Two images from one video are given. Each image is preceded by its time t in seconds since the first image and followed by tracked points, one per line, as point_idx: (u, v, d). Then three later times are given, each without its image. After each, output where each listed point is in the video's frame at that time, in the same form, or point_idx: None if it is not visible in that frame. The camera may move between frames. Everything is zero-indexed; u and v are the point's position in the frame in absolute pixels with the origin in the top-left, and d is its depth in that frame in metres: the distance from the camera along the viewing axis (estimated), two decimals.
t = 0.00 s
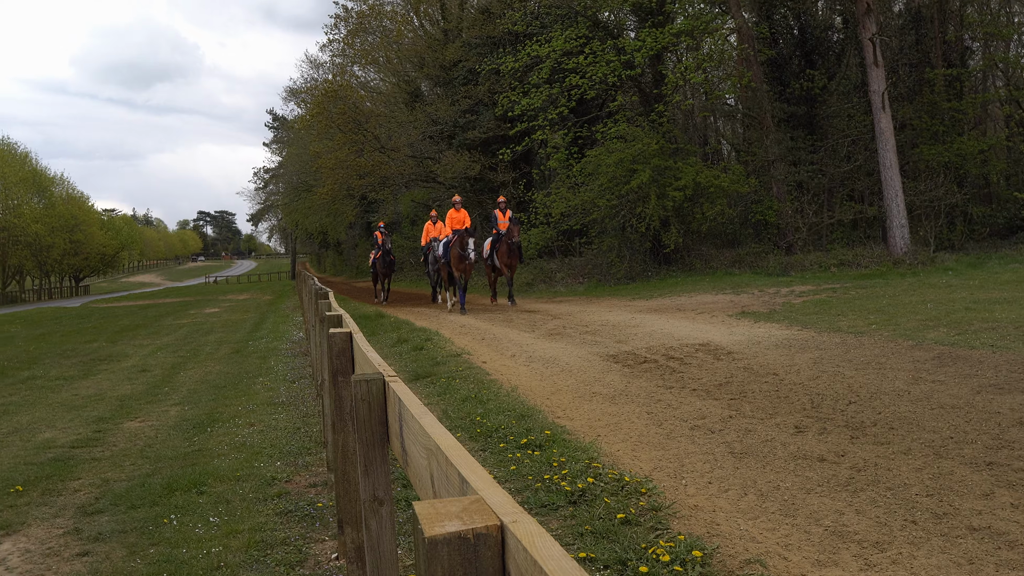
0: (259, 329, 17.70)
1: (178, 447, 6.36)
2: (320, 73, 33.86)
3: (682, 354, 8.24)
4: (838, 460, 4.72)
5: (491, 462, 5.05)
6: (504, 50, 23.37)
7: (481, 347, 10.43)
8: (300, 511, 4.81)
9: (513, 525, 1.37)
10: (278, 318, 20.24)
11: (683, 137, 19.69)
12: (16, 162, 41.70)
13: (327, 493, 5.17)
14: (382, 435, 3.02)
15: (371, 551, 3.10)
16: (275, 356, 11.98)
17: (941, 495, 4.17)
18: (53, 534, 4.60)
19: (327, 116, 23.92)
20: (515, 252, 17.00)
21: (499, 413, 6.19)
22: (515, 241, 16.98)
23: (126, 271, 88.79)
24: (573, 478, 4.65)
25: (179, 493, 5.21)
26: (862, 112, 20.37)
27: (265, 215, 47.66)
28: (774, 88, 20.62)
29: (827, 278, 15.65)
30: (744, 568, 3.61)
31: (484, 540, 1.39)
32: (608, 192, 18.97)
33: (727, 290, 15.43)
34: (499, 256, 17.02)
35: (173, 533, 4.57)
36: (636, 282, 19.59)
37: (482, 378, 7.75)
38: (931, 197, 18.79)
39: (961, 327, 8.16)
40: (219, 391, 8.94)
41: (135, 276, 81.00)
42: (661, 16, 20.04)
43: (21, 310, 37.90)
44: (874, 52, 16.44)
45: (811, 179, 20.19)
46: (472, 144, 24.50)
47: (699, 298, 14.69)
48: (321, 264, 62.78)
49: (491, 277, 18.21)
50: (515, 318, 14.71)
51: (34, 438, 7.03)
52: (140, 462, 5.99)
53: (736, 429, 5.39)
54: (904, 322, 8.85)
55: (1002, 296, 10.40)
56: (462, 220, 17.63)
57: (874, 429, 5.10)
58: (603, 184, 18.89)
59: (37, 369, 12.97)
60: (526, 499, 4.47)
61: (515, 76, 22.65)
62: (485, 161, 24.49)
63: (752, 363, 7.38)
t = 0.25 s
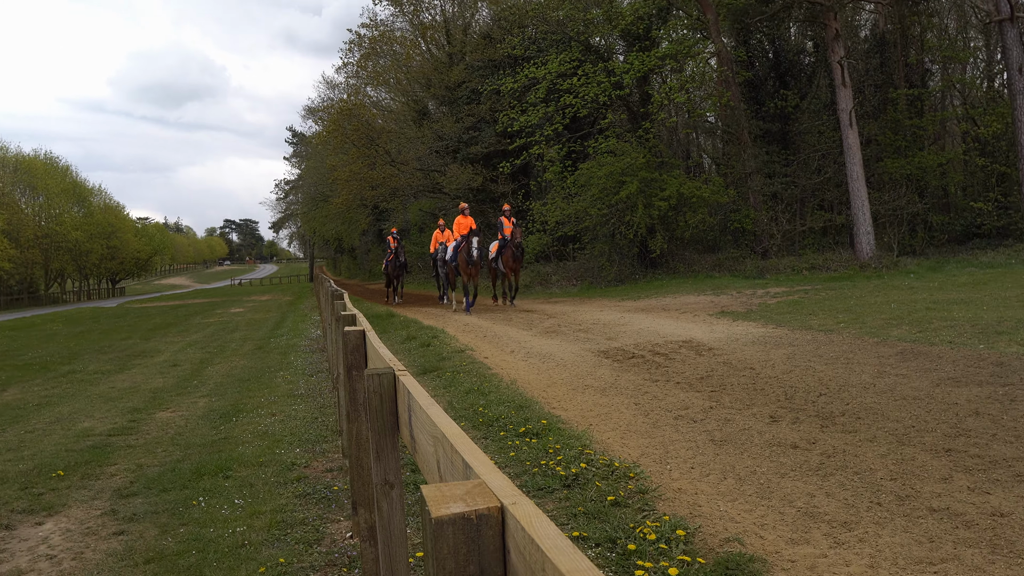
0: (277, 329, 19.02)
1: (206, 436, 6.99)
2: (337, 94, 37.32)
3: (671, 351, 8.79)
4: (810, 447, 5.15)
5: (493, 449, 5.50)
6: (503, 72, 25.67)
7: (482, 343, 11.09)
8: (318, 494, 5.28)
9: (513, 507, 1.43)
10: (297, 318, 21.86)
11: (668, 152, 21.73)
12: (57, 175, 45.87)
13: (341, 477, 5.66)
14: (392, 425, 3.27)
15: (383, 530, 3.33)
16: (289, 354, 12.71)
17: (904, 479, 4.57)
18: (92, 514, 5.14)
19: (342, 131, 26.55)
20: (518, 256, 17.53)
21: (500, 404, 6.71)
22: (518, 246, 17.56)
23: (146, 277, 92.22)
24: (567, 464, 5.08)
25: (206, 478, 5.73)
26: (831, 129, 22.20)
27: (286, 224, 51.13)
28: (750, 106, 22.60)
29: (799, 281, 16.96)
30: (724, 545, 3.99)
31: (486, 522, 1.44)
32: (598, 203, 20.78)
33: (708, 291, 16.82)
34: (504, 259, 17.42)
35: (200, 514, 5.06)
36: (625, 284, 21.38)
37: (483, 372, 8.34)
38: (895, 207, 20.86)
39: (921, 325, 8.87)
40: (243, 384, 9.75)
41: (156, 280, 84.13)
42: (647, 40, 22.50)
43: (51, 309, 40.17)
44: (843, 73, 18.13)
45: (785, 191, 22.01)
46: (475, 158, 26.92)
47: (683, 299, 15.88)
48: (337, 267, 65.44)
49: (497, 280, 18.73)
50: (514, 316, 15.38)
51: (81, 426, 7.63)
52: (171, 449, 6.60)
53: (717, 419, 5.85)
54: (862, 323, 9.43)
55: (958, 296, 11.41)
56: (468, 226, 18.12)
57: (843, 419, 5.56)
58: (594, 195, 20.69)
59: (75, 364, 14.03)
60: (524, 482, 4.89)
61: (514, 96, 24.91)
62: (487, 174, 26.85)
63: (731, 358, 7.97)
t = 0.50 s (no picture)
0: (297, 330, 20.67)
1: (232, 426, 7.70)
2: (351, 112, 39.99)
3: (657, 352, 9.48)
4: (783, 435, 5.65)
5: (494, 438, 6.01)
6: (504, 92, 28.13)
7: (484, 341, 12.02)
8: (334, 478, 5.79)
9: (512, 491, 1.58)
10: (316, 319, 23.77)
11: (654, 166, 23.74)
12: (96, 188, 50.92)
13: (355, 463, 6.19)
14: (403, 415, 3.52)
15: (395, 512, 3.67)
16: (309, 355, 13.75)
17: (870, 465, 5.01)
18: (130, 497, 5.67)
19: (357, 148, 28.81)
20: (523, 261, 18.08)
21: (501, 397, 7.37)
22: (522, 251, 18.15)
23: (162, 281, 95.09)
24: (562, 451, 5.57)
25: (232, 463, 6.31)
26: (803, 144, 24.51)
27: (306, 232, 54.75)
28: (730, 124, 25.10)
29: (774, 284, 18.74)
30: (706, 525, 4.41)
31: (487, 504, 1.58)
32: (590, 212, 22.84)
33: (690, 293, 18.58)
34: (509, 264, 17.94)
35: (227, 497, 5.55)
36: (614, 287, 23.76)
37: (485, 368, 9.16)
38: (862, 216, 23.26)
39: (885, 323, 9.86)
40: (264, 379, 10.94)
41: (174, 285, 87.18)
42: (635, 64, 23.99)
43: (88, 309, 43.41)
44: (814, 94, 19.77)
45: (761, 201, 24.39)
46: (478, 171, 29.34)
47: (668, 300, 17.55)
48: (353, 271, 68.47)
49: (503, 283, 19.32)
50: (514, 317, 16.34)
51: (116, 416, 8.47)
52: (200, 438, 7.26)
53: (698, 410, 6.44)
54: (829, 322, 10.53)
55: (920, 297, 12.70)
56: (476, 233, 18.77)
57: (814, 409, 6.13)
58: (586, 205, 22.76)
59: (116, 359, 15.50)
60: (523, 468, 5.36)
61: (514, 114, 27.00)
62: (489, 186, 29.20)
63: (711, 355, 8.83)
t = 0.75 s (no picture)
0: (316, 328, 22.24)
1: (260, 413, 9.07)
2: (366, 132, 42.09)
3: (645, 352, 10.65)
4: (756, 422, 6.34)
5: (496, 425, 6.71)
6: (505, 114, 29.68)
7: (488, 338, 13.30)
8: (352, 461, 6.50)
9: (513, 473, 1.62)
10: (333, 318, 25.39)
11: (640, 181, 25.28)
12: (135, 201, 55.44)
13: (370, 447, 6.95)
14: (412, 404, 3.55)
15: (404, 491, 3.57)
16: (329, 354, 14.83)
17: (835, 449, 5.56)
18: (168, 476, 6.44)
19: (371, 164, 30.91)
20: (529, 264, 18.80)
21: (503, 388, 8.32)
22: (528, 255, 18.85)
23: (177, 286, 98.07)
24: (557, 436, 6.22)
25: (259, 448, 7.13)
26: (774, 161, 26.66)
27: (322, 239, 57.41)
28: (707, 142, 27.28)
29: (750, 285, 20.61)
30: (686, 503, 4.85)
31: (489, 486, 1.63)
32: (583, 221, 24.36)
33: (673, 294, 20.24)
34: (515, 268, 18.64)
35: (255, 477, 6.25)
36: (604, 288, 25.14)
37: (488, 361, 10.30)
38: (826, 225, 26.09)
39: (845, 324, 11.56)
40: (289, 371, 12.77)
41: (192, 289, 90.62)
42: (622, 88, 26.02)
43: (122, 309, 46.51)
44: (783, 115, 21.84)
45: (736, 211, 26.35)
46: (482, 185, 30.85)
47: (652, 301, 19.08)
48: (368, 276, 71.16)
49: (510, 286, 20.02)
50: (513, 317, 17.63)
51: (153, 406, 9.90)
52: (232, 424, 8.47)
53: (680, 400, 7.35)
54: (793, 322, 12.45)
55: (876, 299, 14.40)
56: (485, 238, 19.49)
57: (783, 399, 6.97)
58: (579, 215, 24.30)
59: (154, 354, 16.89)
60: (522, 452, 6.00)
61: (514, 133, 28.73)
62: (491, 199, 30.76)
63: (692, 349, 10.47)
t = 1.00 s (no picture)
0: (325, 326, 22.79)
1: (273, 407, 9.48)
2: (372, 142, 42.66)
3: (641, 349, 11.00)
4: (744, 416, 6.69)
5: (497, 419, 7.07)
6: (504, 125, 30.04)
7: (489, 336, 13.73)
8: (360, 453, 6.86)
9: (513, 464, 1.70)
10: (339, 318, 25.87)
11: (633, 186, 25.62)
12: (155, 205, 56.80)
13: (377, 441, 7.33)
14: (417, 399, 3.62)
15: (410, 482, 3.60)
16: (338, 352, 15.25)
17: (818, 441, 5.83)
18: (185, 468, 6.78)
19: (378, 170, 31.72)
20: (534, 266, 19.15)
21: (503, 383, 8.72)
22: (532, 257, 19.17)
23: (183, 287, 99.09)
24: (555, 429, 6.54)
25: (271, 441, 7.55)
26: (760, 168, 26.91)
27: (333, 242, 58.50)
28: (697, 150, 27.77)
29: (738, 286, 21.01)
30: (678, 493, 4.96)
31: (491, 477, 1.70)
32: (579, 225, 24.75)
33: (666, 294, 20.66)
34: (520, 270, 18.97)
35: (268, 469, 6.56)
36: (599, 288, 25.64)
37: (489, 358, 10.71)
38: (811, 229, 26.90)
39: (830, 322, 11.95)
40: (302, 368, 13.14)
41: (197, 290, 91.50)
42: (617, 99, 26.59)
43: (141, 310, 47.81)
44: (769, 124, 22.23)
45: (725, 216, 26.89)
46: (484, 190, 31.17)
47: (644, 300, 19.55)
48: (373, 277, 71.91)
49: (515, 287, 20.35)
50: (513, 316, 18.07)
51: (171, 400, 10.29)
52: (245, 419, 8.84)
53: (672, 395, 7.74)
54: (780, 321, 12.76)
55: (860, 298, 14.82)
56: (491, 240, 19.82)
57: (768, 394, 7.37)
58: (576, 220, 24.65)
59: (171, 351, 17.40)
60: (522, 444, 6.31)
61: (514, 141, 29.14)
62: (491, 205, 31.07)
63: (683, 347, 10.85)
